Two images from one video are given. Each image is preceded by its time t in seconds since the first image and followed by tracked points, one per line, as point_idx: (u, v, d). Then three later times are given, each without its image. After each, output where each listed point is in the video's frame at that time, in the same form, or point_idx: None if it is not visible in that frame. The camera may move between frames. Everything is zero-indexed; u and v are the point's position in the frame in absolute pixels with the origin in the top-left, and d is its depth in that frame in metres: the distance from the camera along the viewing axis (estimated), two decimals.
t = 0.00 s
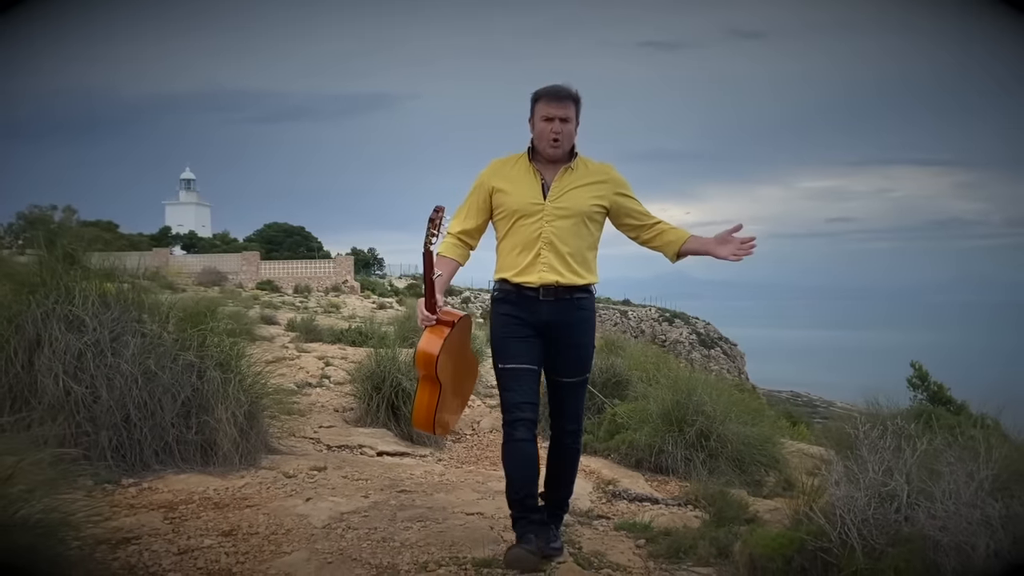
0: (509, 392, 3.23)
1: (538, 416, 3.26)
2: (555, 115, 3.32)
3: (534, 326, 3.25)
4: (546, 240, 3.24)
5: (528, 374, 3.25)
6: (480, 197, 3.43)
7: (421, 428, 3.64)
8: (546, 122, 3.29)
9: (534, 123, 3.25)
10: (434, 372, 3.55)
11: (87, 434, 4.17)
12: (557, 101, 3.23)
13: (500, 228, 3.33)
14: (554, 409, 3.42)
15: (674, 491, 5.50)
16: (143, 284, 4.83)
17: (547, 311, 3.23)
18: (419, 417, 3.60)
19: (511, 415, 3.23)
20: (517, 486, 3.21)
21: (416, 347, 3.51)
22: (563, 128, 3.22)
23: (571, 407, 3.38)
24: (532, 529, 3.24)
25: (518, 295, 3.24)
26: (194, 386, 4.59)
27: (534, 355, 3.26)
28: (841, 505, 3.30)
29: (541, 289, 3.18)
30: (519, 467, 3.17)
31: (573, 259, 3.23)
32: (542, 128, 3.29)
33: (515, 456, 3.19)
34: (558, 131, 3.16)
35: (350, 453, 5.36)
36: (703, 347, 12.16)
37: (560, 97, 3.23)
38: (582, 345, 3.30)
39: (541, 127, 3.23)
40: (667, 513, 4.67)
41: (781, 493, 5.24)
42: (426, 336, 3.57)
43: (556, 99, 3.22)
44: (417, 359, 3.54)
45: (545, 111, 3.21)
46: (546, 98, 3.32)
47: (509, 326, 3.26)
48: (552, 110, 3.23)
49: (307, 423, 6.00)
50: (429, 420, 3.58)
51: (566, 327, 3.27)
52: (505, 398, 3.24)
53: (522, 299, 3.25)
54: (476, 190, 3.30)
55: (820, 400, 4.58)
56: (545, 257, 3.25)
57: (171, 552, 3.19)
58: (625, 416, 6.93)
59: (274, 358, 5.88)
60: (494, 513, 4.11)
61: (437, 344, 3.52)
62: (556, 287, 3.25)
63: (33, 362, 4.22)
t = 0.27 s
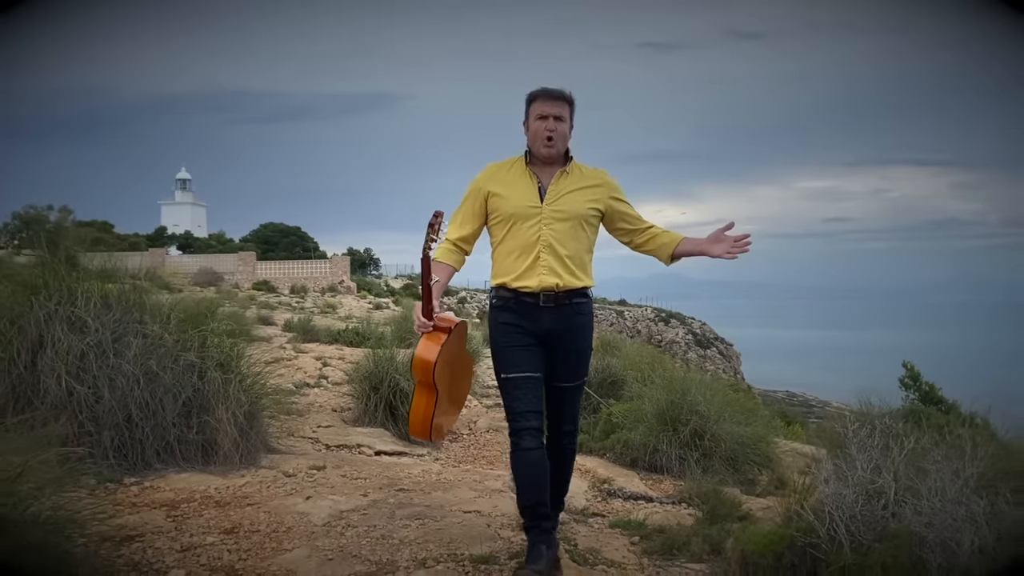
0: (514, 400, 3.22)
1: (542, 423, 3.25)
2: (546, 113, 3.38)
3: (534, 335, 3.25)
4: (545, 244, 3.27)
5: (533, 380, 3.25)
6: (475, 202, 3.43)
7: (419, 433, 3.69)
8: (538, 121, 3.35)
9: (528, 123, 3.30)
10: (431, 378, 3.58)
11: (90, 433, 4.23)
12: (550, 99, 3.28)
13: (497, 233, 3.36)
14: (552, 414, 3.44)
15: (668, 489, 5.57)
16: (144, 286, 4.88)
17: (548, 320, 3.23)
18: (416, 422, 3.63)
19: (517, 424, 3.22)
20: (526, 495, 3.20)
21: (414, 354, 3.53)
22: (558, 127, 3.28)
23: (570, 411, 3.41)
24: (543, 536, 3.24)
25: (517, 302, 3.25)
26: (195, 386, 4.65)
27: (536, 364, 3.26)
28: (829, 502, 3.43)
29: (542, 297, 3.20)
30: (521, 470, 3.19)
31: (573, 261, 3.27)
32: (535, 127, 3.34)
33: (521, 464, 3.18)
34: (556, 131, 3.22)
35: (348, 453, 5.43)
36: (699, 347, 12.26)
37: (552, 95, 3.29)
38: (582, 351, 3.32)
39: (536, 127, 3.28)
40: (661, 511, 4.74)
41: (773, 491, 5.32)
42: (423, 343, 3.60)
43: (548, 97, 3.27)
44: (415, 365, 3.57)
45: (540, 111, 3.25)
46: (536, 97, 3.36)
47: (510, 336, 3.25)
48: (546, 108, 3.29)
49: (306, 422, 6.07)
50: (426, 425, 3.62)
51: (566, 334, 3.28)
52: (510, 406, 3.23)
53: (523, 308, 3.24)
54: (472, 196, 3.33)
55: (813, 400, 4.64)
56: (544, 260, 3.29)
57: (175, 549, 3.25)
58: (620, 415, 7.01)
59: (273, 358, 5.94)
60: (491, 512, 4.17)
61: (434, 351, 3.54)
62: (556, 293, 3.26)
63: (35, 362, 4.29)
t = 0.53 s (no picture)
0: (508, 404, 3.26)
1: (536, 426, 3.31)
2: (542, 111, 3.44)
3: (530, 335, 3.31)
4: (542, 243, 3.33)
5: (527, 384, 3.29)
6: (470, 201, 3.46)
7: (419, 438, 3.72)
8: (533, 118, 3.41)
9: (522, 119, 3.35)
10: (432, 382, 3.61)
11: (93, 431, 4.30)
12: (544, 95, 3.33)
13: (493, 233, 3.40)
14: (547, 413, 3.50)
15: (662, 487, 5.65)
16: (144, 286, 4.94)
17: (544, 320, 3.29)
18: (416, 426, 3.66)
19: (510, 427, 3.26)
20: (520, 498, 3.24)
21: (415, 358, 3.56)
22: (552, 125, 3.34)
23: (564, 411, 3.47)
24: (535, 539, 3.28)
25: (514, 302, 3.31)
26: (196, 385, 4.71)
27: (531, 365, 3.32)
28: (817, 497, 3.55)
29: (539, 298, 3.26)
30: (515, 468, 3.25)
31: (570, 261, 3.33)
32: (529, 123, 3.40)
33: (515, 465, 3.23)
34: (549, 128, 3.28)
35: (346, 451, 5.50)
36: (695, 347, 12.34)
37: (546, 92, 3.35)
38: (576, 352, 3.38)
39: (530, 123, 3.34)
40: (654, 507, 4.82)
41: (765, 488, 5.41)
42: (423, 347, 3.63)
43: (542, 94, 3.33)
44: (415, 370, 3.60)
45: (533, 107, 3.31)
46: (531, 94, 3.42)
47: (507, 337, 3.30)
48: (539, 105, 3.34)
49: (305, 421, 6.14)
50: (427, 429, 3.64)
51: (561, 334, 3.34)
52: (504, 410, 3.27)
53: (519, 308, 3.30)
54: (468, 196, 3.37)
55: (806, 399, 4.71)
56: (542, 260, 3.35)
57: (178, 544, 3.31)
58: (615, 414, 7.09)
59: (272, 358, 6.00)
60: (487, 508, 4.25)
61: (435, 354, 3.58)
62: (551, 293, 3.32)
63: (38, 362, 4.36)
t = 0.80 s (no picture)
0: (505, 404, 3.32)
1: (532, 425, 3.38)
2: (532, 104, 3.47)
3: (527, 333, 3.37)
4: (538, 240, 3.38)
5: (523, 384, 3.36)
6: (464, 197, 3.49)
7: (418, 440, 3.74)
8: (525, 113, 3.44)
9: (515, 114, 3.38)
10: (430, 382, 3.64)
11: (95, 429, 4.36)
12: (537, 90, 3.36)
13: (489, 229, 3.44)
14: (543, 409, 3.57)
15: (657, 484, 5.73)
16: (144, 285, 4.98)
17: (540, 318, 3.35)
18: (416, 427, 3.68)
19: (507, 427, 3.32)
20: (516, 496, 3.31)
21: (413, 358, 3.59)
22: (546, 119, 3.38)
23: (560, 408, 3.54)
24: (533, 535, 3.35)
25: (511, 299, 3.35)
26: (196, 384, 4.78)
27: (527, 363, 3.38)
28: (806, 491, 3.64)
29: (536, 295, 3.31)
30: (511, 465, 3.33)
31: (566, 257, 3.40)
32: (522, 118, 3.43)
33: (513, 463, 3.30)
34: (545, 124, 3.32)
35: (345, 449, 5.57)
36: (692, 347, 12.44)
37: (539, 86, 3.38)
38: (572, 349, 3.44)
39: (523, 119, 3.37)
40: (648, 504, 4.91)
41: (758, 485, 5.50)
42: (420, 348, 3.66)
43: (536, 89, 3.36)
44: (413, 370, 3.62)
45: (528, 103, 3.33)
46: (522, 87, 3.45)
47: (503, 336, 3.35)
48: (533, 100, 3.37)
49: (304, 420, 6.21)
50: (427, 428, 3.67)
51: (558, 332, 3.40)
52: (500, 410, 3.33)
53: (515, 307, 3.35)
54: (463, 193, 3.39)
55: (799, 397, 4.80)
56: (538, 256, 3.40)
57: (181, 539, 3.38)
58: (611, 413, 7.17)
59: (271, 358, 6.06)
60: (484, 504, 4.32)
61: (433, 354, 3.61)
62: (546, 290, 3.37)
63: (41, 361, 4.41)
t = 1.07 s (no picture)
0: (502, 406, 3.39)
1: (529, 426, 3.44)
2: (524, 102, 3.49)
3: (524, 334, 3.41)
4: (534, 240, 3.42)
5: (520, 387, 3.42)
6: (459, 199, 3.50)
7: (416, 446, 3.75)
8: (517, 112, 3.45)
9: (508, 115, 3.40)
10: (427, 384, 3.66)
11: (98, 429, 4.42)
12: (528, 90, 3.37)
13: (484, 230, 3.47)
14: (547, 412, 3.57)
15: (652, 483, 5.81)
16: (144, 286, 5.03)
17: (538, 319, 3.37)
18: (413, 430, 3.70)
19: (504, 429, 3.39)
20: (512, 495, 3.39)
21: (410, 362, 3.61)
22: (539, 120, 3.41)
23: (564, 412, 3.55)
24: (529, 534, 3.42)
25: (508, 300, 3.39)
26: (198, 384, 4.84)
27: (525, 364, 3.42)
28: (797, 490, 3.73)
29: (534, 295, 3.34)
30: (508, 465, 3.40)
31: (563, 256, 3.44)
32: (514, 118, 3.45)
33: (510, 464, 3.37)
34: (538, 125, 3.35)
35: (344, 449, 5.64)
36: (688, 347, 12.53)
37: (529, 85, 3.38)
38: (572, 350, 3.46)
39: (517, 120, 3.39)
40: (644, 502, 4.98)
41: (752, 484, 5.57)
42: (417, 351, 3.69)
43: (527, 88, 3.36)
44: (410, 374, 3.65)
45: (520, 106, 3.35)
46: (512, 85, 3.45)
47: (501, 337, 3.39)
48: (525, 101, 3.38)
49: (303, 420, 6.27)
50: (424, 432, 3.69)
51: (556, 332, 3.43)
52: (498, 412, 3.40)
53: (512, 308, 3.39)
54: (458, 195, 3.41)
55: (794, 398, 4.87)
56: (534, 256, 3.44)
57: (184, 537, 3.44)
58: (607, 412, 7.24)
59: (270, 359, 6.12)
60: (482, 503, 4.39)
61: (430, 357, 3.63)
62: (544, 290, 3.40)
63: (45, 362, 4.47)
